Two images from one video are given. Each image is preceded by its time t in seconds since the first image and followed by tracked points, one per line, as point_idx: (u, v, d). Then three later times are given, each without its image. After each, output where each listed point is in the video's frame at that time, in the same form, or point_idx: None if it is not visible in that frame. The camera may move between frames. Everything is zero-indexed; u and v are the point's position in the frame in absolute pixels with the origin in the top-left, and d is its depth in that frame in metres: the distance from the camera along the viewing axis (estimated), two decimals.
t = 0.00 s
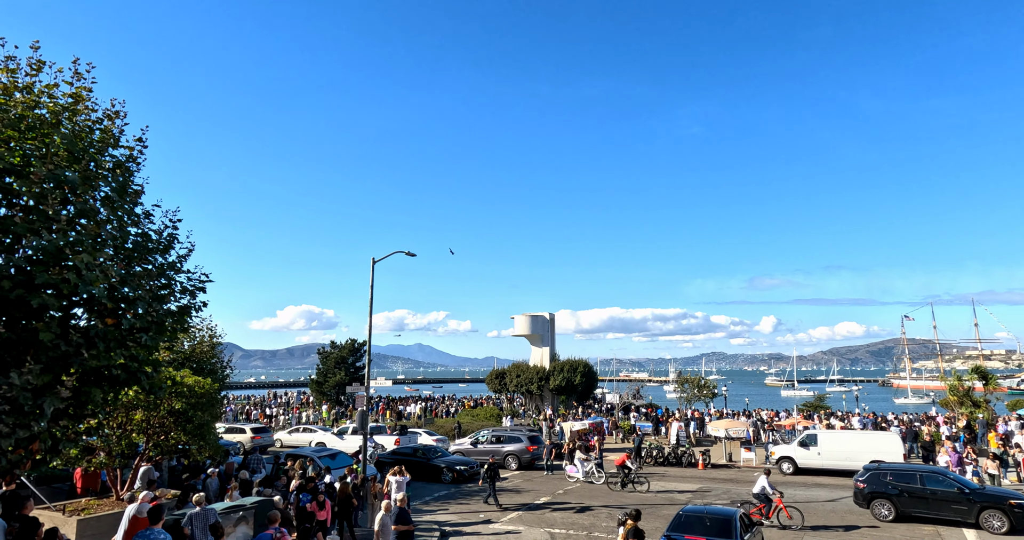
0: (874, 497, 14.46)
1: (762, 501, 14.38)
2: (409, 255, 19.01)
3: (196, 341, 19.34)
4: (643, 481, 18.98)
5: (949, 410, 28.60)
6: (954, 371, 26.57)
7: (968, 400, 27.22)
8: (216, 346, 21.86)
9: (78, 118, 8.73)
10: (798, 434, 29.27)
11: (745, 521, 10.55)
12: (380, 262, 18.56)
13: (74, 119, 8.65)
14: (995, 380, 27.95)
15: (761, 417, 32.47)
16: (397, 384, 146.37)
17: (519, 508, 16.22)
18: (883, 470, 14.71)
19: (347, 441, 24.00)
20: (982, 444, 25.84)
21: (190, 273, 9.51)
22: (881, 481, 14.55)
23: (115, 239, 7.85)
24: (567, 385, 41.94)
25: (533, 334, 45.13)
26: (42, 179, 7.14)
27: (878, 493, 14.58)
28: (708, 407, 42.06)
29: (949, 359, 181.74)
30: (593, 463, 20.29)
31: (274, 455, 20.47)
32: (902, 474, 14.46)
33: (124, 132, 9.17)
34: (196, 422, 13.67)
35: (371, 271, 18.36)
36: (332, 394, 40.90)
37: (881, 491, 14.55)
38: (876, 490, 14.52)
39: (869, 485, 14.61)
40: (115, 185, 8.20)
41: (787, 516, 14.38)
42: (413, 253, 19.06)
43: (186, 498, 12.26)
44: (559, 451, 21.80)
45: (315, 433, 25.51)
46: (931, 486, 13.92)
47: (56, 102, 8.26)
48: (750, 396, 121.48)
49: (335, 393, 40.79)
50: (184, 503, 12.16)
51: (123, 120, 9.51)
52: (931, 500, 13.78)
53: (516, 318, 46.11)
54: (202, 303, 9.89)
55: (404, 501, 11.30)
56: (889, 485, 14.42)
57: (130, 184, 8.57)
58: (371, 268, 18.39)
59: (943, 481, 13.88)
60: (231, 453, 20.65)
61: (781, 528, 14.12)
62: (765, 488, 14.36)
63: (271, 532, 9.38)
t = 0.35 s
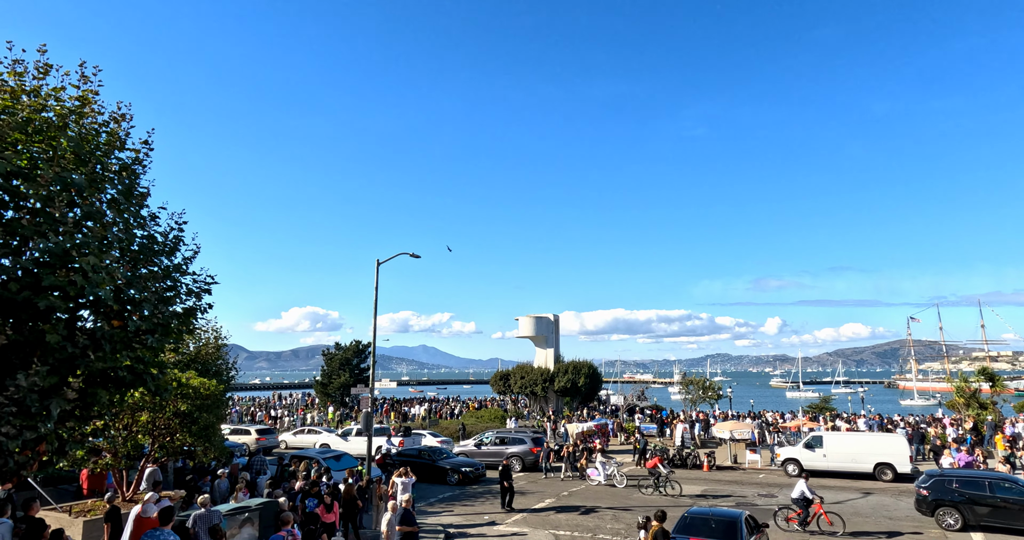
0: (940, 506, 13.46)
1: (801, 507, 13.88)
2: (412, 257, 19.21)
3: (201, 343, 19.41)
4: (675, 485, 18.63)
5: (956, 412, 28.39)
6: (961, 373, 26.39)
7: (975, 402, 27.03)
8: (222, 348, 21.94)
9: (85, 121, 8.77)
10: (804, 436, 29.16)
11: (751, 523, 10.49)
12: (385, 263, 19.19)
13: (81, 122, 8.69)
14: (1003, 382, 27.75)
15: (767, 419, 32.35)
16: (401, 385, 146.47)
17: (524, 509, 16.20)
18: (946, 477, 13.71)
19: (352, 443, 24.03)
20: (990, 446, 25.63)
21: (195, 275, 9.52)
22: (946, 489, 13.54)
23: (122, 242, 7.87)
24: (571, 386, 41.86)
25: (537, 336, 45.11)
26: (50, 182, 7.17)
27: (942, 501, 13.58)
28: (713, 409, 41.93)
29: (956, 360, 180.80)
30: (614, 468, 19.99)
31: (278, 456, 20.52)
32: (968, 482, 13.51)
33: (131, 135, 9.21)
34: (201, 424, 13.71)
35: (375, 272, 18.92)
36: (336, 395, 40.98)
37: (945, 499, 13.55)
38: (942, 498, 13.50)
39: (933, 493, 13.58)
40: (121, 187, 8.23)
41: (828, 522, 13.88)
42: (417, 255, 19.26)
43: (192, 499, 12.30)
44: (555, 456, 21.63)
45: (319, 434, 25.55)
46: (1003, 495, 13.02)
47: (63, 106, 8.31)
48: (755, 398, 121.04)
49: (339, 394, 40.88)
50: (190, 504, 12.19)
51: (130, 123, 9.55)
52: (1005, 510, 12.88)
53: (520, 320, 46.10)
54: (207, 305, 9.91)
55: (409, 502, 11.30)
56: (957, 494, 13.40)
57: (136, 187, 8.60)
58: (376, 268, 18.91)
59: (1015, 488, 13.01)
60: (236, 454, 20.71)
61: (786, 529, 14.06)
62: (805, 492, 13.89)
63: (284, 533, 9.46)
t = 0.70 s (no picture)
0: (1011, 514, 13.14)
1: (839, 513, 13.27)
2: (417, 258, 18.86)
3: (204, 344, 19.43)
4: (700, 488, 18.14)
5: (959, 414, 28.25)
6: (964, 375, 26.24)
7: (978, 404, 26.89)
8: (224, 349, 21.94)
9: (88, 124, 8.79)
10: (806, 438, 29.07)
11: (755, 526, 10.45)
12: (386, 265, 18.51)
13: (85, 125, 8.71)
14: (1006, 383, 27.62)
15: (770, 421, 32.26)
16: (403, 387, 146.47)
17: (526, 511, 16.18)
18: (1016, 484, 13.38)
19: (354, 444, 24.03)
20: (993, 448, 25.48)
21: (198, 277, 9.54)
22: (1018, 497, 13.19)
23: (125, 244, 7.88)
24: (573, 388, 41.80)
25: (539, 337, 45.11)
26: (53, 184, 7.17)
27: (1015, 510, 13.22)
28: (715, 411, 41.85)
29: (959, 362, 180.14)
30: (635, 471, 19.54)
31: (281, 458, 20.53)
32: None
33: (134, 137, 9.23)
34: (204, 425, 13.71)
35: (375, 274, 18.33)
36: (338, 397, 40.98)
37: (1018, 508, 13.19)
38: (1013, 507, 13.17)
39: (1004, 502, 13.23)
40: (124, 189, 8.24)
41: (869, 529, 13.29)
42: (420, 256, 18.88)
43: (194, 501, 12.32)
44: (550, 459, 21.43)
45: (321, 436, 25.56)
46: None
47: (66, 108, 8.33)
48: (757, 400, 120.79)
49: (342, 396, 40.88)
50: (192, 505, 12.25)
51: (133, 125, 9.56)
52: None
53: (522, 322, 46.07)
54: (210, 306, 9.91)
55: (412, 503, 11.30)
56: None
57: (139, 189, 8.60)
58: (376, 270, 18.30)
59: None
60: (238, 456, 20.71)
61: (789, 532, 14.01)
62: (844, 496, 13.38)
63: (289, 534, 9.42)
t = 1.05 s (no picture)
0: None
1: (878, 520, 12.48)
2: (416, 259, 18.64)
3: (203, 346, 19.42)
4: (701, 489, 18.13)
5: (959, 416, 28.25)
6: (964, 377, 26.23)
7: (977, 406, 26.88)
8: (223, 351, 21.93)
9: (87, 126, 8.80)
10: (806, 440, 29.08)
11: (755, 528, 10.44)
12: (386, 267, 18.38)
13: (84, 127, 8.71)
14: (1005, 385, 27.62)
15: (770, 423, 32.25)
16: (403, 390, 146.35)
17: (526, 513, 16.17)
18: None
19: (353, 446, 24.02)
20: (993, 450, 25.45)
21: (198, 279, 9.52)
22: None
23: (124, 246, 7.88)
24: (573, 390, 41.78)
25: (539, 340, 45.11)
26: (52, 186, 7.16)
27: None
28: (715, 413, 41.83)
29: (959, 364, 180.18)
30: (652, 475, 19.25)
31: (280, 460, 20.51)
32: None
33: (133, 139, 9.22)
34: (203, 427, 13.67)
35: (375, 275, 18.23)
36: (338, 400, 40.94)
37: None
38: None
39: None
40: (123, 191, 8.23)
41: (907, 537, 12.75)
42: (418, 258, 18.70)
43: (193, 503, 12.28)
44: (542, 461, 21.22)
45: (320, 438, 25.53)
46: None
47: (65, 110, 8.33)
48: (757, 402, 120.69)
49: (341, 398, 40.83)
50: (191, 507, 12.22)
51: (132, 127, 9.56)
52: None
53: (521, 324, 46.06)
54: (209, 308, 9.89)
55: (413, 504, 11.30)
56: None
57: (138, 191, 8.59)
58: (376, 270, 18.16)
59: None
60: (238, 458, 20.69)
61: (787, 534, 14.01)
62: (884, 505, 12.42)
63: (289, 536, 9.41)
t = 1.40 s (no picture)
0: None
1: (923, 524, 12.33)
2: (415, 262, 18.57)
3: (201, 347, 19.40)
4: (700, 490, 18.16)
5: (957, 417, 28.24)
6: (963, 378, 26.22)
7: (976, 407, 26.88)
8: (222, 352, 21.91)
9: (86, 126, 8.79)
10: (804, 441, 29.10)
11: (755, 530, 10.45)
12: (385, 268, 18.34)
13: (83, 128, 8.70)
14: (1004, 386, 27.61)
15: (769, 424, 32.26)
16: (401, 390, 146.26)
17: (524, 514, 16.18)
18: None
19: (352, 447, 24.01)
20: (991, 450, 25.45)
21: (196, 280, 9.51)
22: None
23: (122, 246, 7.87)
24: (572, 391, 41.76)
25: (538, 341, 45.09)
26: (50, 187, 7.14)
27: None
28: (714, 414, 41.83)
29: (958, 365, 180.14)
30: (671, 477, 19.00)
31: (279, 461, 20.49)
32: None
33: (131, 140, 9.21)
34: (202, 428, 13.64)
35: (374, 277, 18.15)
36: (337, 401, 40.94)
37: None
38: None
39: None
40: (122, 192, 8.22)
41: None
42: (418, 260, 18.63)
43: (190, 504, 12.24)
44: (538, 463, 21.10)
45: (319, 439, 25.52)
46: None
47: (64, 111, 8.33)
48: (756, 403, 120.63)
49: (340, 399, 40.83)
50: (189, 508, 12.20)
51: (131, 128, 9.55)
52: None
53: (521, 325, 46.05)
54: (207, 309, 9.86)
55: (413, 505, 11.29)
56: None
57: (136, 192, 8.58)
58: (376, 272, 18.10)
59: None
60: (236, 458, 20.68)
61: (785, 535, 14.03)
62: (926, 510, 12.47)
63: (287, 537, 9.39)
